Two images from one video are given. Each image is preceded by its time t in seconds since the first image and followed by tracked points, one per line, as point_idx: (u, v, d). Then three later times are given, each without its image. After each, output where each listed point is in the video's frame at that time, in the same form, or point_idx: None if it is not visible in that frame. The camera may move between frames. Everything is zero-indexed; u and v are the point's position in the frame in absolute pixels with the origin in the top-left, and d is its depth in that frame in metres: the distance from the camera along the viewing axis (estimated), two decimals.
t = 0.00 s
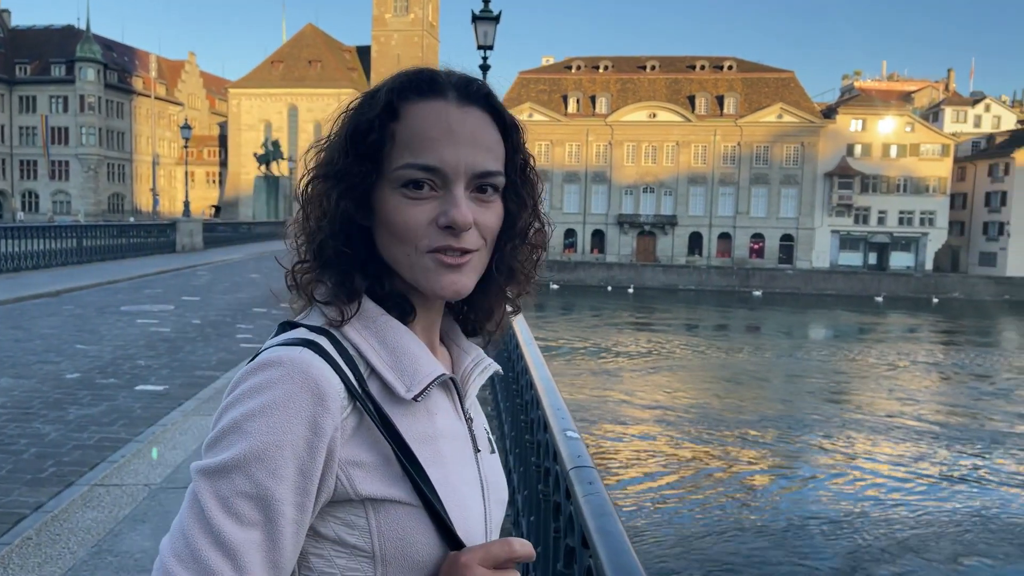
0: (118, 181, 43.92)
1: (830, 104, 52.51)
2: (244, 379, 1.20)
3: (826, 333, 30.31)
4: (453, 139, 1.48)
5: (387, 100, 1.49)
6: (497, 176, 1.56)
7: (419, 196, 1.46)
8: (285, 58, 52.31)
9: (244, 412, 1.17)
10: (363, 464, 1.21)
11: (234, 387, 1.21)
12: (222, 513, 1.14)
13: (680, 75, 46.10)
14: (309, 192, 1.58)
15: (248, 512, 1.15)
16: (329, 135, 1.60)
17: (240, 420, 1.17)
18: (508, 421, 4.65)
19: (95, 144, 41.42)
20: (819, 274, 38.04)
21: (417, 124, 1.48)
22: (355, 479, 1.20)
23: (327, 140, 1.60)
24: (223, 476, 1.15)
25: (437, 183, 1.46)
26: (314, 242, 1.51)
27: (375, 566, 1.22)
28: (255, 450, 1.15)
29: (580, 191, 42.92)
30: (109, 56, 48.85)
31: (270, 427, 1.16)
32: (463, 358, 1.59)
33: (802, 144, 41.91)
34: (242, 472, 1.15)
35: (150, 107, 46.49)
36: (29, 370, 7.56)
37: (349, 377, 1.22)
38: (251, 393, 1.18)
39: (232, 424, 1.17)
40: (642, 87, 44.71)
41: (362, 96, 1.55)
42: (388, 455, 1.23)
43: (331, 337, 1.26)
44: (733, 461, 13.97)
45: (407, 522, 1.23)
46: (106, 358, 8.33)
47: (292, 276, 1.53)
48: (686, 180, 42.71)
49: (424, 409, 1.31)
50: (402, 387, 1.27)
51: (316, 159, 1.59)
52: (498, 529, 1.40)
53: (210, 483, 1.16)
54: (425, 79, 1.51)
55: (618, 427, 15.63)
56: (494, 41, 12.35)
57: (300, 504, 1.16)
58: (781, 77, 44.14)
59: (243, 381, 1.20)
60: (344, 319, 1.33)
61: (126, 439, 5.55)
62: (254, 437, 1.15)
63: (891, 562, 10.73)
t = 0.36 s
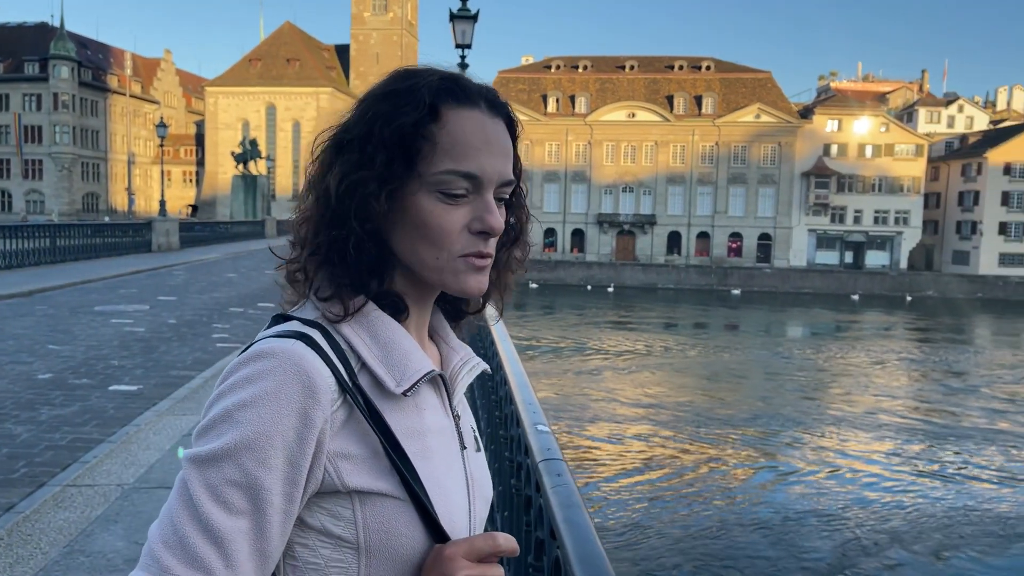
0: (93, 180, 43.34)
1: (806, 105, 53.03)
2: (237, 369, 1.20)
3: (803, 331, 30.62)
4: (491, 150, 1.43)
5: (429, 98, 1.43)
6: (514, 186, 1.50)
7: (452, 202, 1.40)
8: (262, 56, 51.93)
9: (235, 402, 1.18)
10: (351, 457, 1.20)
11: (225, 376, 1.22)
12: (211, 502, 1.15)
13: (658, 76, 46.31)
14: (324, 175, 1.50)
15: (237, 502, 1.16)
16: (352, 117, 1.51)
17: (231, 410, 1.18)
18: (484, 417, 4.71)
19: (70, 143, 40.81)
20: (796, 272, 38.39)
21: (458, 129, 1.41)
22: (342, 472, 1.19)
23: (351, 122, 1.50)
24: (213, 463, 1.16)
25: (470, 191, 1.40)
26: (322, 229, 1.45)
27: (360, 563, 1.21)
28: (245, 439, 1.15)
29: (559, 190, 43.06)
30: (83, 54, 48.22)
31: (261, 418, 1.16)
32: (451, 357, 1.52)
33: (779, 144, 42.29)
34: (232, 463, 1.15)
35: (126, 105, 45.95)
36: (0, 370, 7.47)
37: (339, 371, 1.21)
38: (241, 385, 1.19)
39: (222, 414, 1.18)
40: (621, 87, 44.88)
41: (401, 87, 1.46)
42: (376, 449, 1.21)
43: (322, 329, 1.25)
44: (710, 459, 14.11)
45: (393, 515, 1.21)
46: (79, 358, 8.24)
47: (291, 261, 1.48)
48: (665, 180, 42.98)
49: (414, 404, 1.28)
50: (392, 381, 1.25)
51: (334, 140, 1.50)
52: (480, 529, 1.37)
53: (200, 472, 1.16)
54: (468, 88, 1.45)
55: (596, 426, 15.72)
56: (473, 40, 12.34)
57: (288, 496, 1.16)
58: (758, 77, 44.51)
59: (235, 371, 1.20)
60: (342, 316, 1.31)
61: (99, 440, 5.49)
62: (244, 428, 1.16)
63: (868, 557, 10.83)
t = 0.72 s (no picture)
0: (59, 179, 42.42)
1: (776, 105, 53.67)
2: (167, 394, 1.18)
3: (774, 329, 30.97)
4: (435, 149, 1.45)
5: (374, 92, 1.43)
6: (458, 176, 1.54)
7: (399, 202, 1.42)
8: (233, 53, 51.31)
9: (167, 427, 1.16)
10: (299, 476, 1.21)
11: (154, 400, 1.20)
12: (145, 536, 1.13)
13: (631, 75, 46.53)
14: (259, 169, 1.46)
15: (177, 534, 1.14)
16: (283, 106, 1.47)
17: (163, 436, 1.15)
18: (451, 413, 4.80)
19: (35, 141, 39.87)
20: (767, 271, 38.86)
21: (404, 127, 1.43)
22: (291, 494, 1.20)
23: (282, 110, 1.46)
24: (146, 496, 1.14)
25: (414, 190, 1.43)
26: (264, 230, 1.43)
27: None
28: (180, 468, 1.14)
29: (533, 189, 43.17)
30: (47, 50, 47.15)
31: (198, 444, 1.14)
32: (393, 363, 1.54)
33: (750, 144, 42.72)
34: (169, 493, 1.13)
35: (93, 103, 45.08)
36: None
37: (281, 389, 1.21)
38: (174, 409, 1.16)
39: (153, 441, 1.15)
40: (594, 86, 45.04)
41: (339, 79, 1.44)
42: (323, 466, 1.23)
43: (260, 344, 1.24)
44: (682, 457, 14.27)
45: (345, 532, 1.23)
46: (42, 361, 8.10)
47: (227, 263, 1.46)
48: (638, 179, 43.28)
49: (359, 416, 1.30)
50: (335, 395, 1.26)
51: (267, 129, 1.45)
52: (433, 537, 1.42)
53: (133, 505, 1.14)
54: (413, 81, 1.47)
55: (569, 425, 15.81)
56: (443, 39, 12.35)
57: (232, 523, 1.16)
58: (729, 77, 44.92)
59: (166, 395, 1.18)
60: (284, 327, 1.31)
61: (62, 443, 5.40)
62: (180, 456, 1.14)
63: (843, 555, 10.95)
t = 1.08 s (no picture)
0: (16, 178, 41.26)
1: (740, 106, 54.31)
2: (80, 415, 1.12)
3: (740, 327, 31.34)
4: (384, 152, 1.44)
5: (324, 90, 1.41)
6: (404, 180, 1.53)
7: (344, 208, 1.40)
8: (195, 50, 50.43)
9: (80, 454, 1.09)
10: (226, 503, 1.17)
11: (66, 421, 1.13)
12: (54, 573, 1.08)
13: (598, 75, 46.69)
14: (195, 168, 1.42)
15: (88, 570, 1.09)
16: (225, 102, 1.44)
17: (74, 465, 1.09)
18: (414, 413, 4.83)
19: None
20: (732, 269, 39.31)
21: (352, 126, 1.41)
22: (217, 522, 1.16)
23: (226, 105, 1.43)
24: (57, 529, 1.09)
25: (362, 194, 1.41)
26: (201, 236, 1.38)
27: None
28: (94, 499, 1.08)
29: (501, 188, 43.17)
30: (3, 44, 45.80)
31: (113, 474, 1.09)
32: (326, 376, 1.53)
33: (716, 144, 43.15)
34: (81, 526, 1.08)
35: (51, 100, 43.96)
36: None
37: (207, 409, 1.16)
38: (87, 432, 1.10)
39: (63, 469, 1.09)
40: (561, 85, 45.10)
41: (286, 76, 1.43)
42: (253, 491, 1.19)
43: (183, 362, 1.20)
44: (649, 455, 14.38)
45: (276, 561, 1.19)
46: None
47: (155, 268, 1.41)
48: (605, 179, 43.51)
49: (292, 436, 1.27)
50: (265, 416, 1.22)
51: (204, 126, 1.42)
52: (370, 558, 1.40)
53: (42, 539, 1.09)
54: (364, 82, 1.46)
55: (537, 424, 15.86)
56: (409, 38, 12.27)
57: (152, 555, 1.11)
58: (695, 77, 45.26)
59: (80, 417, 1.12)
60: (213, 342, 1.27)
61: (15, 448, 5.26)
62: (92, 486, 1.08)
63: (812, 549, 11.09)
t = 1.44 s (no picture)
0: None
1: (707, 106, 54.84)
2: None
3: (707, 324, 31.71)
4: (305, 159, 1.46)
5: (240, 97, 1.42)
6: (323, 187, 1.56)
7: (263, 216, 1.41)
8: (158, 47, 49.49)
9: None
10: (153, 516, 1.16)
11: None
12: None
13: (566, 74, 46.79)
14: (105, 173, 1.41)
15: None
16: (136, 106, 1.42)
17: None
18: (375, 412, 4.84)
19: None
20: (699, 267, 39.74)
21: (270, 134, 1.42)
22: (144, 535, 1.15)
23: (135, 110, 1.41)
24: None
25: (281, 202, 1.43)
26: (117, 247, 1.38)
27: None
28: (15, 522, 1.06)
29: (470, 187, 43.18)
30: None
31: (34, 493, 1.06)
32: (247, 378, 1.56)
33: (683, 144, 43.55)
34: None
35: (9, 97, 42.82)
36: None
37: (129, 423, 1.14)
38: (4, 450, 1.07)
39: None
40: (530, 85, 45.12)
41: (200, 80, 1.43)
42: (182, 503, 1.19)
43: (100, 374, 1.18)
44: (617, 453, 14.49)
45: (206, 568, 1.20)
46: None
47: (68, 278, 1.39)
48: (574, 178, 43.71)
49: (216, 445, 1.27)
50: (189, 426, 1.23)
51: (116, 131, 1.40)
52: (299, 557, 1.42)
53: None
54: (281, 88, 1.46)
55: (505, 425, 15.92)
56: (374, 36, 12.21)
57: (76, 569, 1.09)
58: (662, 78, 45.61)
59: None
60: (133, 354, 1.26)
61: None
62: (12, 509, 1.06)
63: (779, 541, 11.26)
